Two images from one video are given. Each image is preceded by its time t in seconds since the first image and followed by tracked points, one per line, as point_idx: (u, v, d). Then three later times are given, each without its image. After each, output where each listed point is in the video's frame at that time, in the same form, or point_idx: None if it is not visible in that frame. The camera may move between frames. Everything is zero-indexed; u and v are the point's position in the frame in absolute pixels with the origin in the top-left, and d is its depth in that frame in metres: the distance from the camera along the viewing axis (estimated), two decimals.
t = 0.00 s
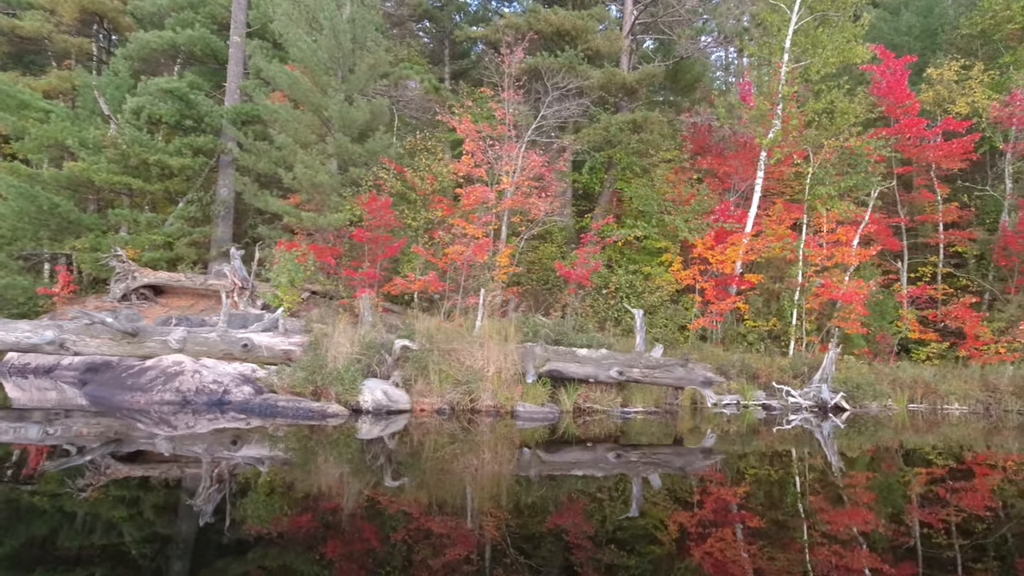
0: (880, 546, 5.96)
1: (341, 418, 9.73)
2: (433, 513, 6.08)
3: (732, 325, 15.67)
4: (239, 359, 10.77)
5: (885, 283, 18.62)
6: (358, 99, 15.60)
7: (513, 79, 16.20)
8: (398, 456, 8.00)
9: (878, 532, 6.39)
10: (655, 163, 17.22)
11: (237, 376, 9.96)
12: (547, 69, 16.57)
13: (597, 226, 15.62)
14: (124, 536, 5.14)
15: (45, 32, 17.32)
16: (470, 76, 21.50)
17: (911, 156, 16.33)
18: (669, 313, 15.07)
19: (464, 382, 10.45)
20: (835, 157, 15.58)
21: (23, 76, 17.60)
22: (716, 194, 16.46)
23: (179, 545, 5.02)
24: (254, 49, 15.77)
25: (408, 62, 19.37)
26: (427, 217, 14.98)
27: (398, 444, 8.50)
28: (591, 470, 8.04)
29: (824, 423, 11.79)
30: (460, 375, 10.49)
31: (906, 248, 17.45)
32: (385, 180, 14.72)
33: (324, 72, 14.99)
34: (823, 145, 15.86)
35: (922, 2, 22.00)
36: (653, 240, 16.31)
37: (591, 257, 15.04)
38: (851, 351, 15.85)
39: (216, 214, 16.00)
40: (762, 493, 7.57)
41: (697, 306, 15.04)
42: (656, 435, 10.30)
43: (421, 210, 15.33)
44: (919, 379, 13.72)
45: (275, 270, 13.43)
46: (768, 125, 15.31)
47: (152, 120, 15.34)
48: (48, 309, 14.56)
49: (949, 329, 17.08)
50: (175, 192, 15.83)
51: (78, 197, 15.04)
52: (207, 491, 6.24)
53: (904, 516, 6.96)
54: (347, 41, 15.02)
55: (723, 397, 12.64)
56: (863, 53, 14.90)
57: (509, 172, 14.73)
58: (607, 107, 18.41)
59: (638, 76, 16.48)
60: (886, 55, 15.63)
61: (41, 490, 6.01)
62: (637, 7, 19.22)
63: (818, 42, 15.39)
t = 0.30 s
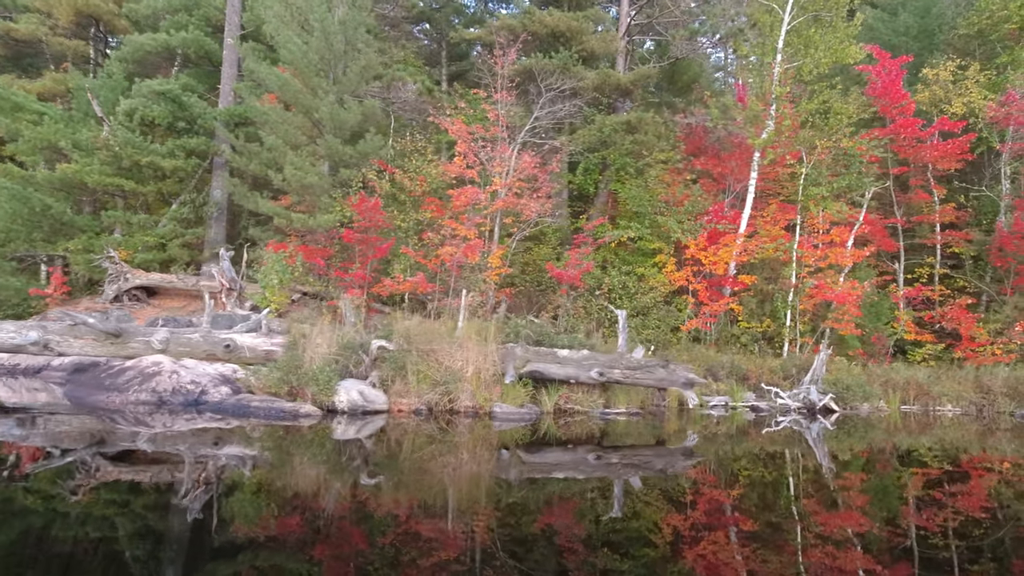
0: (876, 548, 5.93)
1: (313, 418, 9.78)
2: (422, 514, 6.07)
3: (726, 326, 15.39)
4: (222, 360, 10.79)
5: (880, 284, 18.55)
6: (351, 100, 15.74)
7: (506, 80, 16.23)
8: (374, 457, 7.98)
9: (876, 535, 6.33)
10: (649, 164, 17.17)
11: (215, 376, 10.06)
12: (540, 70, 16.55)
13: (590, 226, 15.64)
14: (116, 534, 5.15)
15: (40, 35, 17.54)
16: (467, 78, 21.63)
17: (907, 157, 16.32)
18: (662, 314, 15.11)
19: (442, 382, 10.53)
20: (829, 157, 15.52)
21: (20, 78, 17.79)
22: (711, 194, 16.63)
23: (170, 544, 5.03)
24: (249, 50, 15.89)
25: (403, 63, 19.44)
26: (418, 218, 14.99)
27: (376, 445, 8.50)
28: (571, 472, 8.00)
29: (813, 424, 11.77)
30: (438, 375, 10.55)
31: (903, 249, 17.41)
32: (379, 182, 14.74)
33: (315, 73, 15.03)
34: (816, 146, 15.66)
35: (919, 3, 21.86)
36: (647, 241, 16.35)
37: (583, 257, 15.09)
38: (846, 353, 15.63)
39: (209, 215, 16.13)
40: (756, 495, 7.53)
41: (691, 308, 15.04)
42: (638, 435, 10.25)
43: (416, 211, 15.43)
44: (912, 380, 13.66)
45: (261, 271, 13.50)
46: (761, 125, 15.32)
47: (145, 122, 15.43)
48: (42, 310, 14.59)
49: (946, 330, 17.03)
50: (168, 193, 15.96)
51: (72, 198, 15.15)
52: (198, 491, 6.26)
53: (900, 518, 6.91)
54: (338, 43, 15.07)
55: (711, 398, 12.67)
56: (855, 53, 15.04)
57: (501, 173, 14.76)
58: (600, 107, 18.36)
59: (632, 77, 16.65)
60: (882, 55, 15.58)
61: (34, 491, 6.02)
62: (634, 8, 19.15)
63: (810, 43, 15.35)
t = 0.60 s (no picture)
0: (878, 552, 5.89)
1: (288, 419, 9.75)
2: (415, 516, 6.06)
3: (722, 329, 15.55)
4: (207, 361, 10.84)
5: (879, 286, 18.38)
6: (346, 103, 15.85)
7: (501, 82, 16.24)
8: (354, 458, 7.98)
9: (878, 540, 6.26)
10: (646, 165, 17.13)
11: (196, 377, 10.14)
12: (535, 72, 16.51)
13: (586, 227, 15.42)
14: (111, 535, 5.18)
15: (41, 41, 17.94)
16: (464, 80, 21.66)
17: (907, 157, 16.21)
18: (658, 315, 15.02)
19: (422, 384, 10.50)
20: (827, 157, 15.57)
21: (22, 84, 18.09)
22: (708, 196, 16.69)
23: (163, 545, 5.06)
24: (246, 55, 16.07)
25: (401, 66, 19.54)
26: (412, 219, 15.00)
27: (355, 446, 8.49)
28: (555, 474, 7.98)
29: (805, 427, 11.71)
30: (419, 377, 10.53)
31: (904, 251, 17.34)
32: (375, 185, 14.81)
33: (309, 76, 15.06)
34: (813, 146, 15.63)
35: (920, 3, 21.71)
36: (643, 243, 16.38)
37: (577, 259, 15.10)
38: (844, 355, 15.51)
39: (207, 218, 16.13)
40: (752, 498, 7.48)
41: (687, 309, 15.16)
42: (625, 437, 10.23)
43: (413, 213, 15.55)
44: (909, 383, 13.52)
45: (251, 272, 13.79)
46: (758, 126, 15.18)
47: (144, 127, 15.63)
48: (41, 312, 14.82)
49: (947, 332, 16.89)
50: (166, 197, 16.10)
51: (71, 202, 15.34)
52: (191, 492, 6.28)
53: (900, 522, 6.84)
54: (332, 46, 15.18)
55: (703, 400, 12.54)
56: (851, 53, 14.99)
57: (495, 176, 14.77)
58: (595, 109, 18.32)
59: (629, 79, 16.75)
60: (881, 55, 15.47)
61: (32, 489, 6.11)
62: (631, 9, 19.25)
63: (806, 43, 15.26)
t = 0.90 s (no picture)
0: (881, 557, 5.84)
1: (266, 420, 9.83)
2: (409, 519, 6.05)
3: (722, 331, 15.44)
4: (196, 363, 11.08)
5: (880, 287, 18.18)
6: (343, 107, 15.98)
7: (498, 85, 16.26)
8: (336, 459, 7.96)
9: (882, 545, 6.17)
10: (646, 167, 17.09)
11: (180, 379, 10.13)
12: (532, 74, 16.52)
13: (582, 230, 15.48)
14: (109, 538, 5.22)
15: (45, 49, 18.13)
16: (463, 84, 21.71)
17: (910, 158, 16.02)
18: (655, 317, 15.06)
19: (404, 386, 10.48)
20: (826, 159, 15.55)
21: (27, 91, 18.34)
22: (708, 197, 16.65)
23: (162, 547, 5.10)
24: (245, 60, 16.26)
25: (400, 71, 19.61)
26: (407, 222, 15.03)
27: (336, 446, 8.51)
28: (540, 476, 7.87)
29: (800, 430, 11.57)
30: (400, 379, 10.51)
31: (907, 252, 17.21)
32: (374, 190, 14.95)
33: (306, 81, 15.10)
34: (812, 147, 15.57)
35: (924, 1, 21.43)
36: (642, 246, 16.41)
37: (574, 262, 15.09)
38: (845, 358, 15.47)
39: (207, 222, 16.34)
40: (751, 502, 7.43)
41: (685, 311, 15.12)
42: (614, 440, 10.16)
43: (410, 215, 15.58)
44: (910, 386, 13.35)
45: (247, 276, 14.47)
46: (756, 127, 15.04)
47: (144, 132, 15.79)
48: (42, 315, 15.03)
49: (951, 334, 16.68)
50: (165, 201, 16.24)
51: (73, 207, 15.50)
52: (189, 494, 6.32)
53: (903, 527, 6.77)
54: (327, 51, 15.18)
55: (696, 402, 12.48)
56: (851, 53, 14.86)
57: (491, 178, 14.87)
58: (593, 111, 18.32)
59: (628, 81, 16.82)
60: (883, 55, 15.30)
61: (33, 492, 6.15)
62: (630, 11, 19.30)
63: (804, 43, 15.15)
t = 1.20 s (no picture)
0: (886, 559, 5.78)
1: (245, 418, 9.90)
2: (404, 518, 6.06)
3: (721, 330, 15.28)
4: (185, 363, 11.12)
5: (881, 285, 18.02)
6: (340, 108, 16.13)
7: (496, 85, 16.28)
8: (318, 458, 7.95)
9: (884, 548, 6.09)
10: (646, 166, 17.06)
11: (166, 378, 10.25)
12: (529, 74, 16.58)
13: (576, 230, 15.75)
14: (112, 536, 5.29)
15: (49, 53, 18.33)
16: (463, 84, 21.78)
17: (913, 155, 15.86)
18: (652, 317, 14.99)
19: (387, 386, 10.47)
20: (825, 157, 15.41)
21: (31, 94, 18.55)
22: (709, 196, 16.66)
23: (162, 544, 5.15)
24: (243, 63, 16.37)
25: (400, 72, 19.72)
26: (403, 222, 15.07)
27: (318, 445, 8.51)
28: (525, 476, 7.83)
29: (793, 430, 11.46)
30: (383, 379, 10.50)
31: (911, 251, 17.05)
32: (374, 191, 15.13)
33: (302, 82, 15.19)
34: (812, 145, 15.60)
35: None
36: (640, 244, 16.30)
37: (571, 262, 15.08)
38: (846, 358, 15.27)
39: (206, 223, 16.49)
40: (751, 503, 7.39)
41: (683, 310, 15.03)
42: (601, 439, 10.10)
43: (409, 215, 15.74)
44: (910, 385, 13.21)
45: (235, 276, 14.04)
46: (756, 124, 15.02)
47: (144, 135, 15.92)
48: (44, 315, 15.22)
49: (954, 333, 16.52)
50: (165, 203, 16.41)
51: (76, 209, 15.64)
52: (189, 492, 6.38)
53: (907, 529, 6.71)
54: (323, 52, 15.26)
55: (690, 402, 12.39)
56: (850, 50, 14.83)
57: (487, 178, 14.88)
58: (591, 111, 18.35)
59: (628, 80, 16.82)
60: (885, 51, 15.10)
61: (34, 490, 6.22)
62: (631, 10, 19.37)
63: (802, 41, 15.06)
